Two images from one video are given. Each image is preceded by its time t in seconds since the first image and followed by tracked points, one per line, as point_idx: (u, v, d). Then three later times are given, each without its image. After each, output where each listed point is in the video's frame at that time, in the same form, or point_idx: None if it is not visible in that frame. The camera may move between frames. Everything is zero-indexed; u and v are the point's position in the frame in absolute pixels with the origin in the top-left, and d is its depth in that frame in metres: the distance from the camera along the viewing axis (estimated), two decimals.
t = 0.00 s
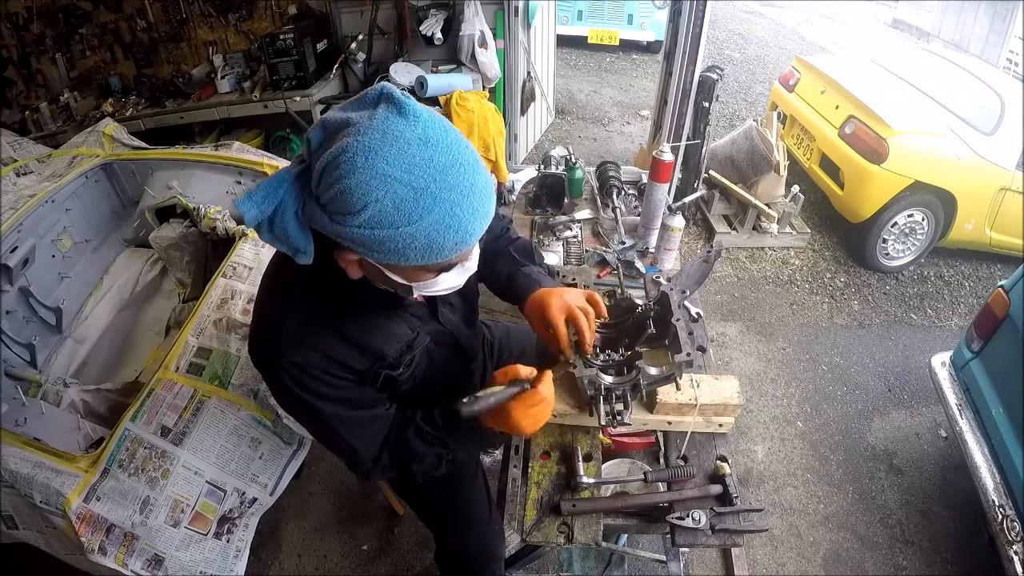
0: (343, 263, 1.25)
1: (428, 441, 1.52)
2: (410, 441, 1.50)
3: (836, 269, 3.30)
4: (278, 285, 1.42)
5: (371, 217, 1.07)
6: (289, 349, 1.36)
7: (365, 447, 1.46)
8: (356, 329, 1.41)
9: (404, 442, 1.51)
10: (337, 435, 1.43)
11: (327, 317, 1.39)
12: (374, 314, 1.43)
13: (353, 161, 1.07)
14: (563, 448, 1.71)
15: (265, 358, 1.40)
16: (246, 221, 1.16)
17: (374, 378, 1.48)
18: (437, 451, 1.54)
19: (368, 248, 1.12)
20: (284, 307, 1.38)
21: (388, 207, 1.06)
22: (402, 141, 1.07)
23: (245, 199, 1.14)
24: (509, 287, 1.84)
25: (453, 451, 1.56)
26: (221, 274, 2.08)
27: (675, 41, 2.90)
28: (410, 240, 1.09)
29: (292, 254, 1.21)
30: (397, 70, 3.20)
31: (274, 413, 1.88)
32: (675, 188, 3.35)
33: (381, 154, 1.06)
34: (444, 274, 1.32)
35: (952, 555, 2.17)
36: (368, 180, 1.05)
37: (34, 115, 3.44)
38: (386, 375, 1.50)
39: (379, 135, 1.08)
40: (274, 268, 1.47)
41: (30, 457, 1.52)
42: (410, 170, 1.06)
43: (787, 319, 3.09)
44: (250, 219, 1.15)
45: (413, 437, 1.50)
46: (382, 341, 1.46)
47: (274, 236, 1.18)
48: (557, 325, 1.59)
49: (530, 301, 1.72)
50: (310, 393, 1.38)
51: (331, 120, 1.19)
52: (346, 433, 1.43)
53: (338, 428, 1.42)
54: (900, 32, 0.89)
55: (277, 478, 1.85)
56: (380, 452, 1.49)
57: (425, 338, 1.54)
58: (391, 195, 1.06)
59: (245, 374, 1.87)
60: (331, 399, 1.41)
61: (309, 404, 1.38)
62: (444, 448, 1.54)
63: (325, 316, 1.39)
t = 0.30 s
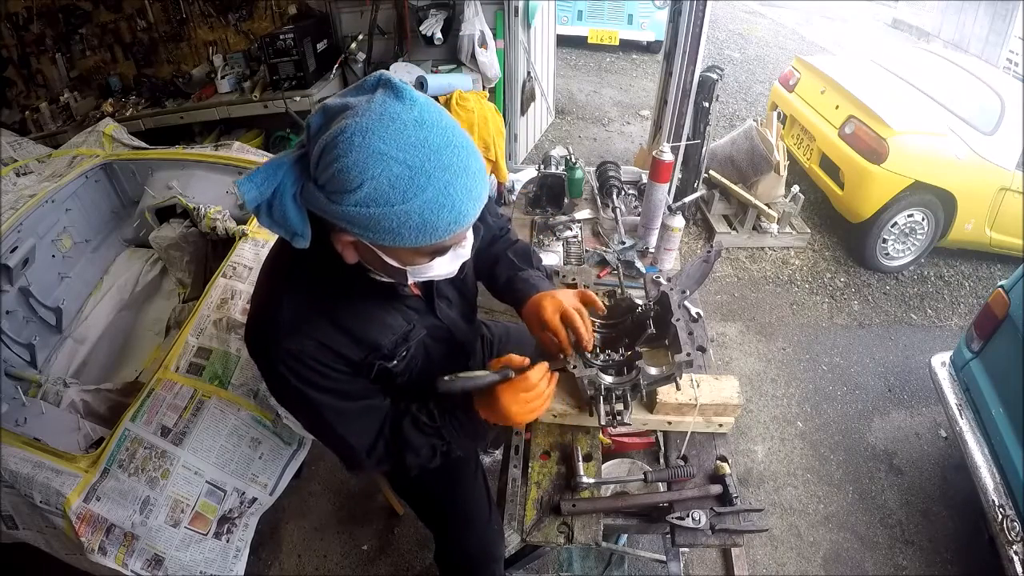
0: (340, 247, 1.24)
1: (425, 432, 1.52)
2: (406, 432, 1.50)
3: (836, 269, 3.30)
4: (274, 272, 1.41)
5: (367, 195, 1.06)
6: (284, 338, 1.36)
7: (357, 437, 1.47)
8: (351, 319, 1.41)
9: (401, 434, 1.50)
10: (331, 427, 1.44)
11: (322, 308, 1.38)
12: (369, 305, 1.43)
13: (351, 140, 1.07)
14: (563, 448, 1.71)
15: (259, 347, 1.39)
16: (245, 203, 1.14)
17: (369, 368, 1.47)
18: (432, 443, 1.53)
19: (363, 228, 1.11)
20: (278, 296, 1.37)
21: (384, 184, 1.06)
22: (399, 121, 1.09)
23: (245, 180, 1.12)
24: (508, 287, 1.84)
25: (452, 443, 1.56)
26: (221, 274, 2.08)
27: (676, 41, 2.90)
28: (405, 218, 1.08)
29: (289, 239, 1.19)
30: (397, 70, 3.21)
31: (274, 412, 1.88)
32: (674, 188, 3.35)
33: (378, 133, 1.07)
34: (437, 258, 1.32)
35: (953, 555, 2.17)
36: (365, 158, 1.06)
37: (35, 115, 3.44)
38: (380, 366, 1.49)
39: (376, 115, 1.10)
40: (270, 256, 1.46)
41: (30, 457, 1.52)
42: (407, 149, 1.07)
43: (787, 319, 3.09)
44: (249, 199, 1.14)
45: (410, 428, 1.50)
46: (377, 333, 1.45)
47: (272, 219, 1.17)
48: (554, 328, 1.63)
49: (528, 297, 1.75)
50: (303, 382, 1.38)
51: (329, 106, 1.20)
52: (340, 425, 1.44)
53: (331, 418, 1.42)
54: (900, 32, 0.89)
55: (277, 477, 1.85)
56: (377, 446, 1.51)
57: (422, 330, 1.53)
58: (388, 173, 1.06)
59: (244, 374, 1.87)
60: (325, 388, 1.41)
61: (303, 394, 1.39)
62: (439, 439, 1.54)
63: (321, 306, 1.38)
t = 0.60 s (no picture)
0: (376, 223, 1.25)
1: (429, 418, 1.45)
2: (411, 419, 1.43)
3: (836, 269, 3.30)
4: (288, 253, 1.40)
5: (419, 166, 1.09)
6: (296, 315, 1.34)
7: (364, 423, 1.41)
8: (365, 303, 1.41)
9: (405, 422, 1.44)
10: (338, 410, 1.38)
11: (337, 289, 1.38)
12: (384, 291, 1.44)
13: (407, 112, 1.10)
14: (563, 448, 1.71)
15: (268, 325, 1.37)
16: (286, 167, 1.17)
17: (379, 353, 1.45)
18: (437, 429, 1.46)
19: (407, 200, 1.13)
20: (293, 274, 1.36)
21: (438, 156, 1.09)
22: (454, 99, 1.13)
23: (290, 146, 1.16)
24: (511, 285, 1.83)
25: (457, 433, 1.48)
26: (221, 274, 2.09)
27: (675, 41, 2.90)
28: (453, 191, 1.11)
29: (322, 211, 1.20)
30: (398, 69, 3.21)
31: (274, 413, 1.88)
32: (674, 188, 3.34)
33: (435, 107, 1.10)
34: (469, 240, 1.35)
35: (952, 555, 2.17)
36: (421, 129, 1.09)
37: (34, 115, 3.44)
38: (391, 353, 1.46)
39: (432, 91, 1.13)
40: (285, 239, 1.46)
41: (30, 457, 1.53)
42: (461, 124, 1.10)
43: (787, 319, 3.09)
44: (291, 165, 1.16)
45: (415, 413, 1.44)
46: (390, 318, 1.45)
47: (310, 189, 1.18)
48: (560, 316, 1.65)
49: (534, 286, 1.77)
50: (313, 361, 1.36)
51: (377, 81, 1.22)
52: (347, 407, 1.39)
53: (340, 399, 1.38)
54: (900, 32, 0.90)
55: (277, 477, 1.85)
56: (382, 434, 1.44)
57: (432, 322, 1.55)
58: (442, 146, 1.09)
59: (244, 374, 1.87)
60: (336, 369, 1.38)
61: (313, 374, 1.36)
62: (445, 426, 1.47)
63: (336, 288, 1.38)
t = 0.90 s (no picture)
0: (380, 205, 1.23)
1: (432, 403, 1.44)
2: (414, 404, 1.42)
3: (835, 269, 3.30)
4: (294, 239, 1.40)
5: (425, 146, 1.09)
6: (301, 299, 1.34)
7: (369, 408, 1.39)
8: (369, 290, 1.41)
9: (409, 407, 1.42)
10: (342, 394, 1.37)
11: (342, 275, 1.38)
12: (389, 279, 1.44)
13: (415, 95, 1.12)
14: (563, 448, 1.71)
15: (272, 309, 1.37)
16: (295, 149, 1.17)
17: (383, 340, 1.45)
18: (439, 414, 1.45)
19: (411, 181, 1.12)
20: (299, 259, 1.36)
21: (443, 137, 1.10)
22: (460, 85, 1.15)
23: (299, 128, 1.16)
24: (513, 283, 1.84)
25: (458, 417, 1.46)
26: (221, 274, 2.09)
27: (675, 41, 2.90)
28: (457, 171, 1.11)
29: (327, 195, 1.19)
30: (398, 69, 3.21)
31: (274, 413, 1.88)
32: (674, 188, 3.34)
33: (442, 92, 1.12)
34: (472, 226, 1.34)
35: (953, 555, 2.17)
36: (428, 111, 1.10)
37: (34, 115, 3.43)
38: (394, 342, 1.47)
39: (440, 78, 1.15)
40: (290, 226, 1.47)
41: (30, 457, 1.53)
42: (467, 109, 1.12)
43: (787, 319, 3.09)
44: (301, 146, 1.16)
45: (418, 398, 1.43)
46: (394, 306, 1.45)
47: (317, 171, 1.18)
48: (560, 316, 1.66)
49: (535, 283, 1.78)
50: (318, 345, 1.36)
51: (385, 71, 1.25)
52: (351, 392, 1.38)
53: (344, 383, 1.37)
54: (900, 31, 0.90)
55: (277, 477, 1.85)
56: (387, 419, 1.41)
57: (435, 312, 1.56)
58: (448, 127, 1.10)
59: (245, 375, 1.87)
60: (340, 354, 1.39)
61: (317, 358, 1.36)
62: (446, 411, 1.45)
63: (341, 274, 1.38)
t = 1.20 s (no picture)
0: (384, 201, 1.23)
1: (432, 408, 1.45)
2: (414, 407, 1.42)
3: (836, 269, 3.30)
4: (296, 236, 1.40)
5: (431, 140, 1.10)
6: (301, 296, 1.33)
7: (370, 406, 1.39)
8: (371, 287, 1.41)
9: (408, 408, 1.43)
10: (343, 393, 1.37)
11: (343, 273, 1.38)
12: (390, 277, 1.44)
13: (421, 90, 1.12)
14: (563, 448, 1.71)
15: (274, 308, 1.37)
16: (301, 143, 1.14)
17: (384, 339, 1.45)
18: (440, 418, 1.46)
19: (417, 175, 1.12)
20: (300, 257, 1.36)
21: (449, 132, 1.10)
22: (466, 81, 1.16)
23: (306, 122, 1.14)
24: (513, 283, 1.85)
25: (460, 422, 1.48)
26: (221, 274, 2.09)
27: (675, 41, 2.90)
28: (463, 166, 1.11)
29: (333, 190, 1.19)
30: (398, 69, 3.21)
31: (274, 413, 1.88)
32: (674, 188, 3.34)
33: (449, 87, 1.13)
34: (476, 223, 1.33)
35: (952, 555, 2.17)
36: (434, 106, 1.10)
37: (34, 115, 3.43)
38: (395, 340, 1.46)
39: (446, 73, 1.16)
40: (292, 225, 1.47)
41: (30, 457, 1.53)
42: (473, 104, 1.13)
43: (787, 319, 3.09)
44: (307, 141, 1.14)
45: (419, 401, 1.43)
46: (395, 304, 1.45)
47: (322, 167, 1.17)
48: (562, 316, 1.67)
49: (536, 283, 1.78)
50: (319, 343, 1.35)
51: (391, 68, 1.25)
52: (352, 390, 1.37)
53: (344, 381, 1.37)
54: (899, 32, 0.90)
55: (277, 477, 1.84)
56: (387, 418, 1.41)
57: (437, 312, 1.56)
58: (454, 122, 1.10)
59: (245, 375, 1.88)
60: (341, 352, 1.38)
61: (318, 356, 1.36)
62: (447, 416, 1.46)
63: (342, 271, 1.38)
